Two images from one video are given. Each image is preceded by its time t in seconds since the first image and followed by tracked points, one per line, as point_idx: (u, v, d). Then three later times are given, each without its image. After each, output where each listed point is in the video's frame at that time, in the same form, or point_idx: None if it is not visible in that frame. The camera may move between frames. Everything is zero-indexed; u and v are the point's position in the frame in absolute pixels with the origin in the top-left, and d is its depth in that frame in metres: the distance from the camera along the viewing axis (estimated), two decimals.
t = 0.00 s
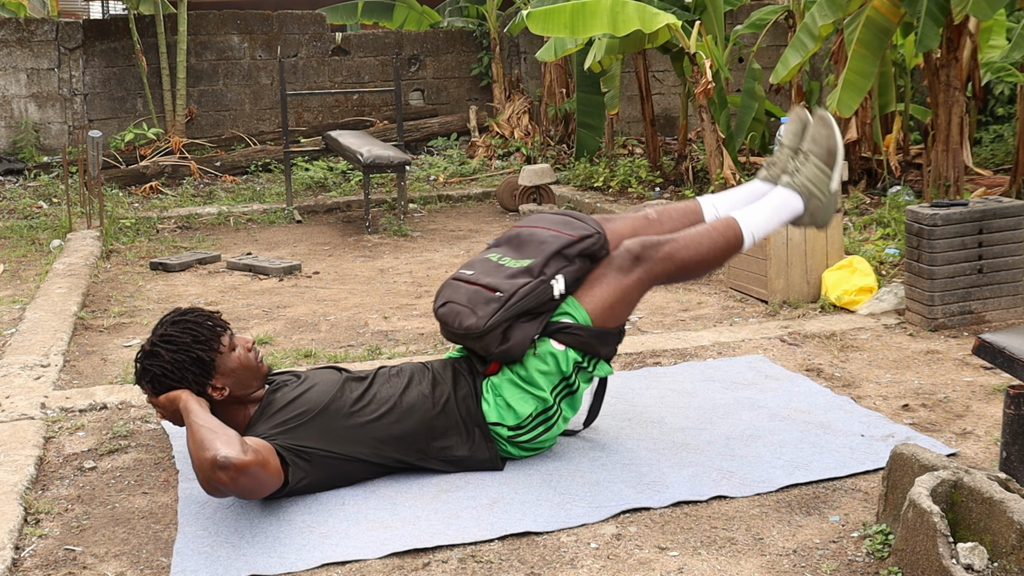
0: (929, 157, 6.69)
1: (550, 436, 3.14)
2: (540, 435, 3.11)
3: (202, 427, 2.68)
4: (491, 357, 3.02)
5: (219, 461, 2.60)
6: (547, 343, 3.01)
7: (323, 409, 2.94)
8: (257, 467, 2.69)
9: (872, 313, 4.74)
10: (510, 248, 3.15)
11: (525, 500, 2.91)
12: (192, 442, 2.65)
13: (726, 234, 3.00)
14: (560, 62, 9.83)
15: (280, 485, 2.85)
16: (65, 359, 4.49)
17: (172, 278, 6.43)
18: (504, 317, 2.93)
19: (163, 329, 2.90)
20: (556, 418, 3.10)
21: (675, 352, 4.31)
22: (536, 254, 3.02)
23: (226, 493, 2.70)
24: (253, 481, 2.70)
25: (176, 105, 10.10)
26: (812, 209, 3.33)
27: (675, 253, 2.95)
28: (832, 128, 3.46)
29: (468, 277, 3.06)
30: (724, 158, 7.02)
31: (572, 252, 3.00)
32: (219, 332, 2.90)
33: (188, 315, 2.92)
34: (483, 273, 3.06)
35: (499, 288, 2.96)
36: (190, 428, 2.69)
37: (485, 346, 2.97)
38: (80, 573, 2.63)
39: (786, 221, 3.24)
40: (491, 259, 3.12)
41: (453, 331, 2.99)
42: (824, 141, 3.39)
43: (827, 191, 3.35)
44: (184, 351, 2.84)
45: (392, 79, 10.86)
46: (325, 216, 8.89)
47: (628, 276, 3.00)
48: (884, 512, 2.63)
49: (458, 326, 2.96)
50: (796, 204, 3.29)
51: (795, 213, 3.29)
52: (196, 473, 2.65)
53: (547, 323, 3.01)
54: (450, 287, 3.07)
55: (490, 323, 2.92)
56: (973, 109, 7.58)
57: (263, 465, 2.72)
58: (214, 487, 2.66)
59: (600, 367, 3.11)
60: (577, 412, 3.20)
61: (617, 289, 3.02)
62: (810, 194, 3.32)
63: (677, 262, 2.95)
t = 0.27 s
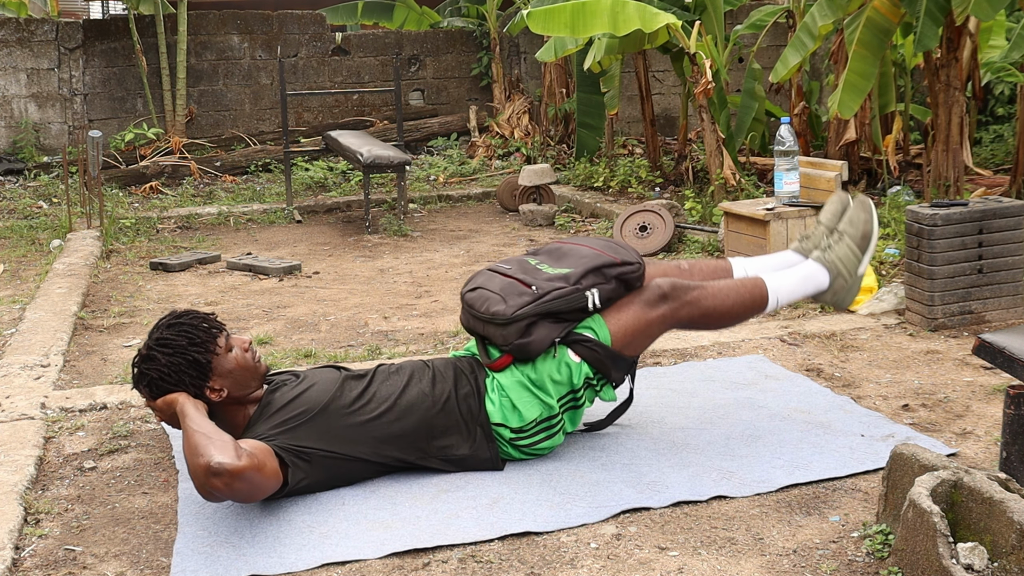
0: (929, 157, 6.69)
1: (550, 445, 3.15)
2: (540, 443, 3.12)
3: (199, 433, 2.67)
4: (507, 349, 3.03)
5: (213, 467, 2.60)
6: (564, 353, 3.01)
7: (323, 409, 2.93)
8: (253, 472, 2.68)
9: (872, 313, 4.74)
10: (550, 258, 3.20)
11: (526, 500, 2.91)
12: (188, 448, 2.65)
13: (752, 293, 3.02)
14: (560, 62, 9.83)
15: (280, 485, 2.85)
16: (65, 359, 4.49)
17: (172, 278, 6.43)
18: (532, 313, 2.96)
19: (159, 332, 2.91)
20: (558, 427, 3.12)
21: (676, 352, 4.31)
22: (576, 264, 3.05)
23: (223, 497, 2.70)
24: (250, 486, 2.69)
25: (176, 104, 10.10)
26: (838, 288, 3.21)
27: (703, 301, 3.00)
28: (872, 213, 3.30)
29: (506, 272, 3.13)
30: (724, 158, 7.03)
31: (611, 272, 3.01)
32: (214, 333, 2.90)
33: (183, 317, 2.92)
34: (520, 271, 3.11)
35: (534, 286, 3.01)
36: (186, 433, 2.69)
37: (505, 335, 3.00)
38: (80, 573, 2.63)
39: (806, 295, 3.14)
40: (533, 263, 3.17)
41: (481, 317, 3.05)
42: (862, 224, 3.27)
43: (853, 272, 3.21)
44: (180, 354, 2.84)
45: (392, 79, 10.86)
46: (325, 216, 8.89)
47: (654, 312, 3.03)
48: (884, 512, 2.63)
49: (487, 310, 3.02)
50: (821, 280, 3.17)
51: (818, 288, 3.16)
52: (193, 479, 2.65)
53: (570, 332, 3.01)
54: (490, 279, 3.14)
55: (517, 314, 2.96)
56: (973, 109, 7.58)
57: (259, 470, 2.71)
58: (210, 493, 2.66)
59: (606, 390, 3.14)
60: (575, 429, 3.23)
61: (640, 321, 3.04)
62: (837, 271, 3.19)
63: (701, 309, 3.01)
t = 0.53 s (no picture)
0: (929, 158, 6.69)
1: (549, 452, 3.16)
2: (540, 447, 3.13)
3: (201, 434, 2.67)
4: (520, 347, 3.05)
5: (215, 469, 2.59)
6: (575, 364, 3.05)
7: (323, 408, 2.93)
8: (254, 475, 2.68)
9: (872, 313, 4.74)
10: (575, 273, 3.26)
11: (525, 500, 2.91)
12: (189, 449, 2.65)
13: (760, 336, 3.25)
14: (560, 62, 9.83)
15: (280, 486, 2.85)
16: (65, 359, 4.49)
17: (172, 278, 6.43)
18: (553, 314, 3.00)
19: (159, 330, 2.90)
20: (559, 435, 3.13)
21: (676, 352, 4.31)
22: (602, 280, 3.12)
23: (224, 500, 2.69)
24: (251, 488, 2.69)
25: (176, 105, 10.10)
26: (844, 345, 3.44)
27: (714, 338, 3.18)
28: (887, 280, 3.51)
29: (533, 275, 3.19)
30: (724, 158, 7.03)
31: (635, 291, 3.06)
32: (214, 332, 2.90)
33: (184, 316, 2.92)
34: (547, 277, 3.17)
35: (560, 291, 3.07)
36: (187, 434, 2.68)
37: (522, 331, 3.03)
38: (80, 573, 2.63)
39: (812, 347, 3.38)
40: (559, 271, 3.24)
41: (503, 311, 3.09)
42: (876, 287, 3.47)
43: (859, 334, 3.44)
44: (181, 353, 2.84)
45: (392, 79, 10.86)
46: (325, 216, 8.89)
47: (667, 340, 3.12)
48: (884, 512, 2.63)
49: (511, 305, 3.08)
50: (828, 334, 3.41)
51: (824, 343, 3.41)
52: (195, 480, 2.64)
53: (585, 343, 3.05)
54: (515, 278, 3.19)
55: (539, 312, 3.00)
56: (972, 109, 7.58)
57: (259, 473, 2.70)
58: (211, 494, 2.66)
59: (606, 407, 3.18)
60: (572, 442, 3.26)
61: (652, 345, 3.11)
62: (846, 330, 3.43)
63: (711, 345, 3.18)
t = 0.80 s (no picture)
0: (929, 158, 6.69)
1: (550, 453, 3.17)
2: (540, 448, 3.13)
3: (199, 434, 2.67)
4: (525, 344, 3.06)
5: (213, 469, 2.58)
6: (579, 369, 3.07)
7: (324, 408, 2.92)
8: (251, 475, 2.67)
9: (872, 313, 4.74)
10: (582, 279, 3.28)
11: (525, 500, 2.91)
12: (188, 449, 2.64)
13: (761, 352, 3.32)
14: (560, 62, 9.83)
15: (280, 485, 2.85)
16: (65, 359, 4.49)
17: (172, 278, 6.43)
18: (562, 314, 3.02)
19: (159, 332, 2.90)
20: (559, 438, 3.14)
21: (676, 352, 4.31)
22: (610, 286, 3.14)
23: (223, 500, 2.69)
24: (249, 488, 2.68)
25: (176, 105, 10.10)
26: (844, 366, 3.54)
27: (717, 352, 3.23)
28: (888, 302, 3.57)
29: (542, 275, 3.21)
30: (724, 158, 7.03)
31: (643, 299, 3.09)
32: (213, 333, 2.90)
33: (183, 317, 2.92)
34: (555, 279, 3.19)
35: (570, 293, 3.09)
36: (185, 435, 2.68)
37: (529, 329, 3.04)
38: (80, 573, 2.63)
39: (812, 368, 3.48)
40: (567, 276, 3.26)
41: (511, 307, 3.11)
42: (877, 310, 3.54)
43: (859, 357, 3.54)
44: (181, 354, 2.84)
45: (392, 78, 10.86)
46: (325, 216, 8.89)
47: (671, 350, 3.15)
48: (884, 512, 2.63)
49: (521, 302, 3.09)
50: (828, 356, 3.51)
51: (824, 364, 3.51)
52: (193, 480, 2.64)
53: (589, 347, 3.07)
54: (524, 278, 3.20)
55: (548, 311, 3.02)
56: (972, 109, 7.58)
57: (256, 473, 2.69)
58: (209, 494, 2.65)
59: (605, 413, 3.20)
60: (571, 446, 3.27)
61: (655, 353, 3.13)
62: (846, 352, 3.52)
63: (712, 359, 3.23)
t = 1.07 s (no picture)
0: (929, 158, 6.70)
1: (551, 453, 3.17)
2: (540, 449, 3.13)
3: (206, 428, 2.67)
4: (527, 345, 3.05)
5: (224, 461, 2.61)
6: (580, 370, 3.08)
7: (325, 408, 2.92)
8: (261, 467, 2.70)
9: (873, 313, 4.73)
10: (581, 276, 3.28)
11: (526, 500, 2.91)
12: (195, 442, 2.65)
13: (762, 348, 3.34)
14: (560, 62, 9.83)
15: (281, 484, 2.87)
16: (65, 359, 4.49)
17: (172, 278, 6.43)
18: (563, 314, 3.01)
19: (160, 330, 2.89)
20: (560, 439, 3.15)
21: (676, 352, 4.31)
22: (609, 284, 3.13)
23: (230, 493, 2.70)
24: (257, 481, 2.70)
25: (176, 104, 10.10)
26: (842, 359, 3.57)
27: (715, 345, 3.25)
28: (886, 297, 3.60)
29: (539, 276, 3.20)
30: (724, 158, 7.03)
31: (642, 300, 3.09)
32: (215, 332, 2.89)
33: (185, 315, 2.90)
34: (551, 279, 3.18)
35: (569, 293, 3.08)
36: (192, 429, 2.68)
37: (530, 330, 3.03)
38: (80, 573, 2.63)
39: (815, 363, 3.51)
40: (566, 275, 3.26)
41: (512, 309, 3.10)
42: (874, 304, 3.56)
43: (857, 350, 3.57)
44: (182, 353, 2.83)
45: (392, 79, 10.86)
46: (325, 217, 8.89)
47: (672, 348, 3.17)
48: (884, 512, 2.63)
49: (521, 303, 3.08)
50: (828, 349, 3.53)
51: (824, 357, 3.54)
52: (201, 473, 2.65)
53: (590, 347, 3.07)
54: (523, 279, 3.19)
55: (549, 312, 3.01)
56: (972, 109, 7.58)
57: (266, 467, 2.72)
58: (218, 487, 2.66)
59: (607, 411, 3.21)
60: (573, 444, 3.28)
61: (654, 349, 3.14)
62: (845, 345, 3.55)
63: (711, 353, 3.25)
